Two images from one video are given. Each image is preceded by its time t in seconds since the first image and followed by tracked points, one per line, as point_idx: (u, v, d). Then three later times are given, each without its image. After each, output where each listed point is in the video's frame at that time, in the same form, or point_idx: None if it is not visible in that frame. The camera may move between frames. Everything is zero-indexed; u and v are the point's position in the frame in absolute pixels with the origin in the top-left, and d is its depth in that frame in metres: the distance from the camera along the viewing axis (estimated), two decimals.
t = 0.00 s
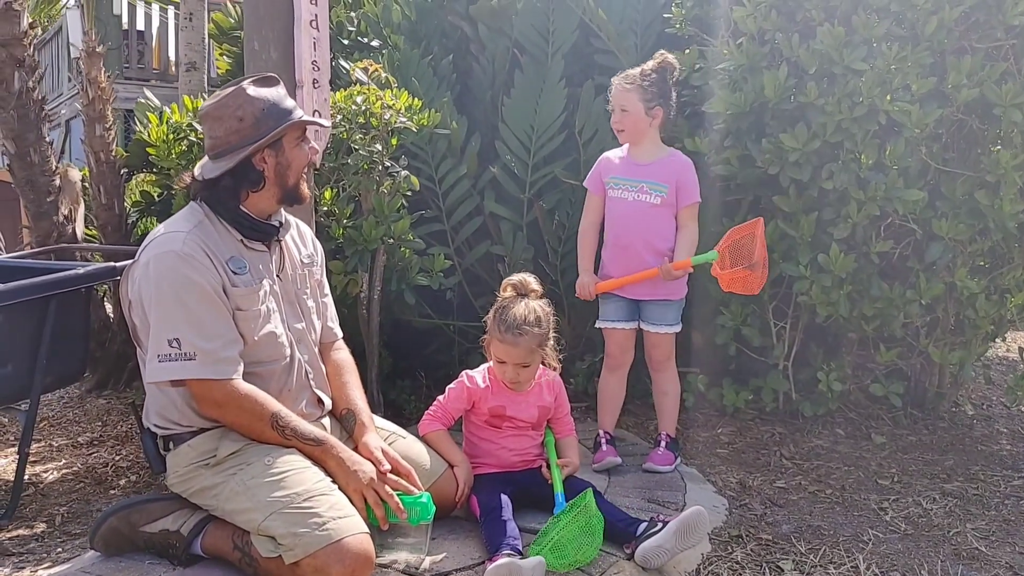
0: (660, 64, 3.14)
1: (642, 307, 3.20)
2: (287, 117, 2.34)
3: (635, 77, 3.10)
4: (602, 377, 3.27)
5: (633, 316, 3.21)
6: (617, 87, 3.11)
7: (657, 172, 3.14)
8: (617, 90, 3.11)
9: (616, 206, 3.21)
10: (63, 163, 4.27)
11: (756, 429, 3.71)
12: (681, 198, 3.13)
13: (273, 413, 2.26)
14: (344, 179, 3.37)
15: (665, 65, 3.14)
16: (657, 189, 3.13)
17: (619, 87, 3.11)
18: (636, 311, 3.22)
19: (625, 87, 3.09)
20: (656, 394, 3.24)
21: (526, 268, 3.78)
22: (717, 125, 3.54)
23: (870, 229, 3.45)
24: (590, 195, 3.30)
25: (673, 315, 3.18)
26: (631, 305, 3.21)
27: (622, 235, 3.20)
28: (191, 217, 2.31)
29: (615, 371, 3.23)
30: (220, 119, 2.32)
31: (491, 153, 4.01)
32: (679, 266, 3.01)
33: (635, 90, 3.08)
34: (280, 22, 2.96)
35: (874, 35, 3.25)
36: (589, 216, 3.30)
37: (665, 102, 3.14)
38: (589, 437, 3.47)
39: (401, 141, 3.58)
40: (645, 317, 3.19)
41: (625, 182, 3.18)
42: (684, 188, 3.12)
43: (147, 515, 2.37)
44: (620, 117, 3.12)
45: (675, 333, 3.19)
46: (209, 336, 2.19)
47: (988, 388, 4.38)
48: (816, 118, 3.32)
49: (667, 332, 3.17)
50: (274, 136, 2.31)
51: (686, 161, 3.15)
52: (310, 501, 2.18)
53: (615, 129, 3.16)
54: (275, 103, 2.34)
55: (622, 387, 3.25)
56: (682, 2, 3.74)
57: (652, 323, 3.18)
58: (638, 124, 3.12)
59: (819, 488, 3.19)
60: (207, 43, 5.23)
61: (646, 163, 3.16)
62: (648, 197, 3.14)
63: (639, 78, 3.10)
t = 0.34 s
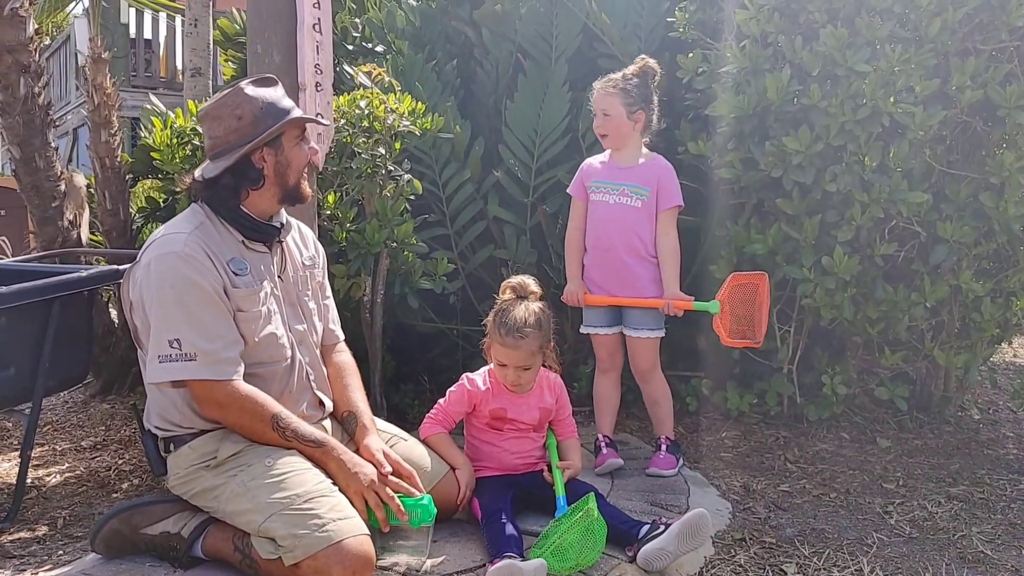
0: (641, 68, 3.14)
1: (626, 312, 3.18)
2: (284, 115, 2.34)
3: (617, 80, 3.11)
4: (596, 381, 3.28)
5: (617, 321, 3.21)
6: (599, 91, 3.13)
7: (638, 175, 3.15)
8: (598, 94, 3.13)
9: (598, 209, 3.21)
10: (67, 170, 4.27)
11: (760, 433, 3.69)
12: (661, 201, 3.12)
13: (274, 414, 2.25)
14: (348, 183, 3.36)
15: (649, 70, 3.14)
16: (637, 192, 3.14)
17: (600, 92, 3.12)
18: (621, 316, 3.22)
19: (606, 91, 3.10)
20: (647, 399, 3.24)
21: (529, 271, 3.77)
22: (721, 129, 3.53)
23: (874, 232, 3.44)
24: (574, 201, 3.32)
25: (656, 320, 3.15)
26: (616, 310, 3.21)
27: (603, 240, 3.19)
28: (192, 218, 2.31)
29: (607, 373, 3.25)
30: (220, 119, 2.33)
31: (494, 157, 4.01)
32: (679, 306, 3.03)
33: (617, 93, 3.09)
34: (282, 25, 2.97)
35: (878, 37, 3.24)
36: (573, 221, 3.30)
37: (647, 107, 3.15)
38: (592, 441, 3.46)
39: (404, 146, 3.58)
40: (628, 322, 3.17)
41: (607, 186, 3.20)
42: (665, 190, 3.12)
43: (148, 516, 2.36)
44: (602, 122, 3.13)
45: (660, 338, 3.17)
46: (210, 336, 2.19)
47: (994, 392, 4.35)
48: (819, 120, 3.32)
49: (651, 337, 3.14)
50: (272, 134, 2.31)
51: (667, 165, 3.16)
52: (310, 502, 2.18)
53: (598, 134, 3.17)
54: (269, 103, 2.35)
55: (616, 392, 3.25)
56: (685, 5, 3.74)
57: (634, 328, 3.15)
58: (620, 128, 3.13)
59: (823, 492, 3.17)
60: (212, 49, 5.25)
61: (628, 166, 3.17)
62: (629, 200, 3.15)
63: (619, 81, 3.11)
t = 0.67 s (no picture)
0: (635, 76, 3.12)
1: (624, 319, 3.18)
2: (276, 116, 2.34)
3: (613, 88, 3.10)
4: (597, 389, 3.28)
5: (616, 328, 3.21)
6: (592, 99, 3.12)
7: (632, 181, 3.15)
8: (593, 102, 3.12)
9: (593, 216, 3.22)
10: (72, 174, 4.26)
11: (764, 442, 3.67)
12: (655, 207, 3.11)
13: (272, 418, 2.25)
14: (351, 189, 3.35)
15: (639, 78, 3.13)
16: (632, 198, 3.14)
17: (594, 100, 3.11)
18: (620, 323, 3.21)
19: (602, 99, 3.09)
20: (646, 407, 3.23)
21: (532, 278, 3.76)
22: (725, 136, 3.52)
23: (878, 239, 3.42)
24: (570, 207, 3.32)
25: (654, 327, 3.14)
26: (614, 318, 3.20)
27: (598, 246, 3.20)
28: (193, 222, 2.32)
29: (608, 380, 3.25)
30: (214, 120, 2.36)
31: (498, 163, 4.01)
32: (678, 304, 2.98)
33: (613, 102, 3.08)
34: (286, 31, 2.98)
35: (882, 43, 3.24)
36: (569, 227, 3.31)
37: (643, 114, 3.15)
38: (594, 449, 3.45)
39: (407, 152, 3.59)
40: (627, 330, 3.16)
41: (601, 192, 3.20)
42: (659, 194, 3.11)
43: (146, 521, 2.36)
44: (598, 129, 3.11)
45: (658, 345, 3.16)
46: (209, 339, 2.19)
47: (1001, 403, 4.32)
48: (823, 127, 3.31)
49: (650, 344, 3.14)
50: (263, 133, 2.32)
51: (663, 170, 3.15)
52: (307, 507, 2.17)
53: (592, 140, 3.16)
54: (262, 104, 2.35)
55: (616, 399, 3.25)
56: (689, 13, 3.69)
57: (633, 336, 3.15)
58: (617, 135, 3.11)
59: (826, 501, 3.15)
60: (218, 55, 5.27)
61: (622, 172, 3.17)
62: (624, 206, 3.15)
63: (614, 89, 3.10)
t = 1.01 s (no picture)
0: (635, 78, 3.17)
1: (623, 319, 3.20)
2: (278, 115, 2.36)
3: (620, 88, 3.11)
4: (590, 389, 3.25)
5: (613, 328, 3.22)
6: (599, 97, 3.11)
7: (635, 180, 3.17)
8: (600, 101, 3.11)
9: (595, 214, 3.21)
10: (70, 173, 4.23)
11: (759, 443, 3.68)
12: (661, 205, 3.16)
13: (268, 416, 2.26)
14: (348, 189, 3.38)
15: (636, 80, 3.17)
16: (636, 197, 3.16)
17: (602, 98, 3.10)
18: (617, 324, 3.22)
19: (611, 97, 3.09)
20: (645, 408, 3.24)
21: (529, 279, 3.77)
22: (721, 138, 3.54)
23: (873, 242, 3.44)
24: (564, 204, 3.30)
25: (653, 326, 3.17)
26: (612, 318, 3.20)
27: (599, 243, 3.20)
28: (189, 220, 2.33)
29: (604, 381, 3.23)
30: (214, 121, 2.36)
31: (495, 165, 4.02)
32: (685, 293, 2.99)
33: (622, 101, 3.09)
34: (283, 31, 2.99)
35: (877, 47, 3.26)
36: (563, 224, 3.29)
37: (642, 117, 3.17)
38: (589, 449, 3.46)
39: (404, 153, 3.60)
40: (627, 330, 3.18)
41: (604, 191, 3.20)
42: (663, 195, 3.16)
43: (142, 518, 2.37)
44: (606, 127, 3.11)
45: (657, 344, 3.19)
46: (206, 336, 2.20)
47: (995, 406, 4.33)
48: (818, 130, 3.33)
49: (648, 343, 3.16)
50: (265, 135, 2.33)
51: (662, 169, 3.21)
52: (302, 505, 2.18)
53: (595, 139, 3.15)
54: (265, 102, 2.37)
55: (612, 400, 3.24)
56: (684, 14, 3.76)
57: (633, 335, 3.17)
58: (623, 135, 3.13)
59: (819, 502, 3.16)
60: (216, 57, 5.28)
61: (623, 172, 3.19)
62: (629, 205, 3.16)
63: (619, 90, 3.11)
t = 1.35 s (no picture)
0: (632, 82, 3.23)
1: (622, 319, 3.22)
2: (282, 115, 2.38)
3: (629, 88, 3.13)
4: (586, 391, 3.25)
5: (612, 329, 3.23)
6: (613, 95, 3.11)
7: (638, 182, 3.21)
8: (609, 99, 3.11)
9: (601, 215, 3.18)
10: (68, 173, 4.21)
11: (756, 445, 3.69)
12: (661, 208, 3.25)
13: (266, 415, 2.26)
14: (346, 190, 3.38)
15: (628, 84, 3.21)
16: (641, 198, 3.20)
17: (615, 97, 3.11)
18: (615, 325, 3.24)
19: (625, 96, 3.10)
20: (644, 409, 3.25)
21: (526, 280, 3.77)
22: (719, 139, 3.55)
23: (870, 244, 3.45)
24: (561, 203, 3.22)
25: (653, 325, 3.21)
26: (610, 320, 3.21)
27: (604, 243, 3.18)
28: (188, 220, 2.33)
29: (600, 383, 3.22)
30: (215, 122, 2.36)
31: (493, 166, 4.02)
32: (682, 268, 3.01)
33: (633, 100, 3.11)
34: (283, 32, 3.00)
35: (874, 49, 3.27)
36: (563, 224, 3.22)
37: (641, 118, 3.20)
38: (586, 450, 3.46)
39: (402, 153, 3.61)
40: (626, 330, 3.21)
41: (610, 191, 3.19)
42: (663, 201, 3.25)
43: (139, 518, 2.38)
44: (619, 125, 3.12)
45: (655, 343, 3.20)
46: (205, 336, 2.20)
47: (992, 407, 4.34)
48: (816, 132, 3.34)
49: (648, 343, 3.18)
50: (267, 136, 2.33)
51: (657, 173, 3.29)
52: (299, 504, 2.18)
53: (606, 138, 3.14)
54: (272, 103, 2.40)
55: (608, 402, 3.24)
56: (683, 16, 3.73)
57: (632, 334, 3.20)
58: (631, 135, 3.15)
59: (816, 502, 3.17)
60: (214, 58, 5.28)
61: (624, 174, 3.22)
62: (636, 206, 3.19)
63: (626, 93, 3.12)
